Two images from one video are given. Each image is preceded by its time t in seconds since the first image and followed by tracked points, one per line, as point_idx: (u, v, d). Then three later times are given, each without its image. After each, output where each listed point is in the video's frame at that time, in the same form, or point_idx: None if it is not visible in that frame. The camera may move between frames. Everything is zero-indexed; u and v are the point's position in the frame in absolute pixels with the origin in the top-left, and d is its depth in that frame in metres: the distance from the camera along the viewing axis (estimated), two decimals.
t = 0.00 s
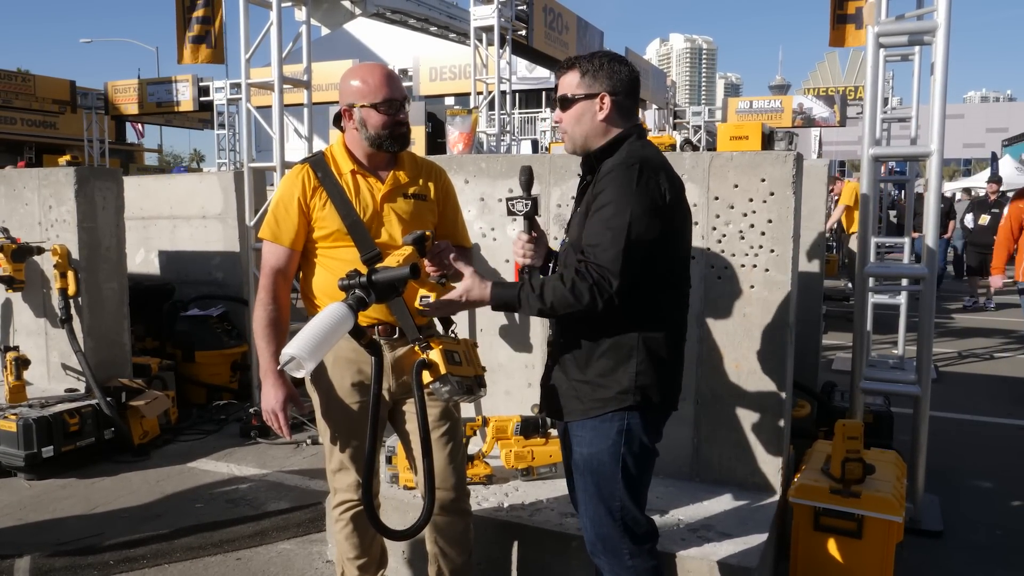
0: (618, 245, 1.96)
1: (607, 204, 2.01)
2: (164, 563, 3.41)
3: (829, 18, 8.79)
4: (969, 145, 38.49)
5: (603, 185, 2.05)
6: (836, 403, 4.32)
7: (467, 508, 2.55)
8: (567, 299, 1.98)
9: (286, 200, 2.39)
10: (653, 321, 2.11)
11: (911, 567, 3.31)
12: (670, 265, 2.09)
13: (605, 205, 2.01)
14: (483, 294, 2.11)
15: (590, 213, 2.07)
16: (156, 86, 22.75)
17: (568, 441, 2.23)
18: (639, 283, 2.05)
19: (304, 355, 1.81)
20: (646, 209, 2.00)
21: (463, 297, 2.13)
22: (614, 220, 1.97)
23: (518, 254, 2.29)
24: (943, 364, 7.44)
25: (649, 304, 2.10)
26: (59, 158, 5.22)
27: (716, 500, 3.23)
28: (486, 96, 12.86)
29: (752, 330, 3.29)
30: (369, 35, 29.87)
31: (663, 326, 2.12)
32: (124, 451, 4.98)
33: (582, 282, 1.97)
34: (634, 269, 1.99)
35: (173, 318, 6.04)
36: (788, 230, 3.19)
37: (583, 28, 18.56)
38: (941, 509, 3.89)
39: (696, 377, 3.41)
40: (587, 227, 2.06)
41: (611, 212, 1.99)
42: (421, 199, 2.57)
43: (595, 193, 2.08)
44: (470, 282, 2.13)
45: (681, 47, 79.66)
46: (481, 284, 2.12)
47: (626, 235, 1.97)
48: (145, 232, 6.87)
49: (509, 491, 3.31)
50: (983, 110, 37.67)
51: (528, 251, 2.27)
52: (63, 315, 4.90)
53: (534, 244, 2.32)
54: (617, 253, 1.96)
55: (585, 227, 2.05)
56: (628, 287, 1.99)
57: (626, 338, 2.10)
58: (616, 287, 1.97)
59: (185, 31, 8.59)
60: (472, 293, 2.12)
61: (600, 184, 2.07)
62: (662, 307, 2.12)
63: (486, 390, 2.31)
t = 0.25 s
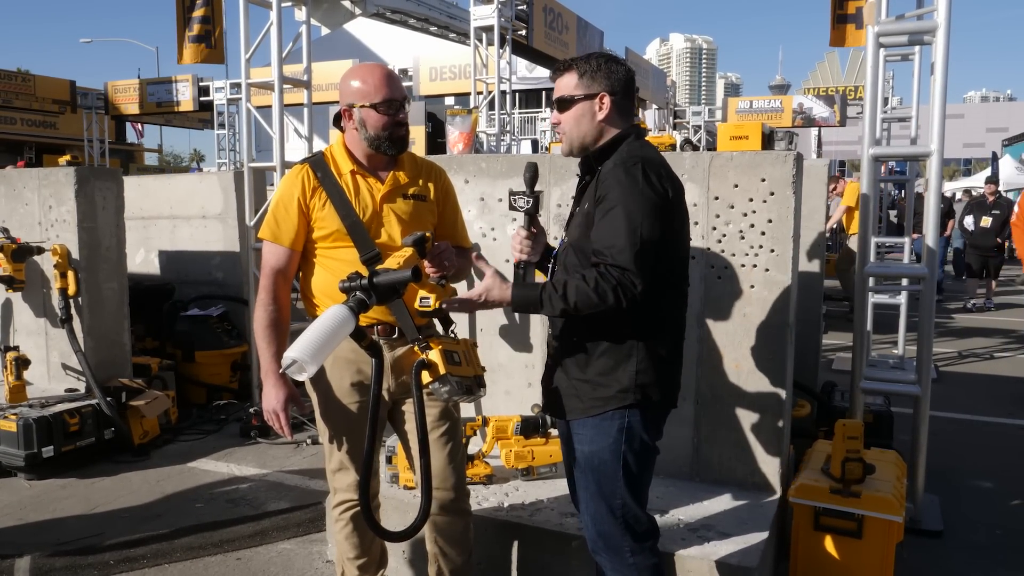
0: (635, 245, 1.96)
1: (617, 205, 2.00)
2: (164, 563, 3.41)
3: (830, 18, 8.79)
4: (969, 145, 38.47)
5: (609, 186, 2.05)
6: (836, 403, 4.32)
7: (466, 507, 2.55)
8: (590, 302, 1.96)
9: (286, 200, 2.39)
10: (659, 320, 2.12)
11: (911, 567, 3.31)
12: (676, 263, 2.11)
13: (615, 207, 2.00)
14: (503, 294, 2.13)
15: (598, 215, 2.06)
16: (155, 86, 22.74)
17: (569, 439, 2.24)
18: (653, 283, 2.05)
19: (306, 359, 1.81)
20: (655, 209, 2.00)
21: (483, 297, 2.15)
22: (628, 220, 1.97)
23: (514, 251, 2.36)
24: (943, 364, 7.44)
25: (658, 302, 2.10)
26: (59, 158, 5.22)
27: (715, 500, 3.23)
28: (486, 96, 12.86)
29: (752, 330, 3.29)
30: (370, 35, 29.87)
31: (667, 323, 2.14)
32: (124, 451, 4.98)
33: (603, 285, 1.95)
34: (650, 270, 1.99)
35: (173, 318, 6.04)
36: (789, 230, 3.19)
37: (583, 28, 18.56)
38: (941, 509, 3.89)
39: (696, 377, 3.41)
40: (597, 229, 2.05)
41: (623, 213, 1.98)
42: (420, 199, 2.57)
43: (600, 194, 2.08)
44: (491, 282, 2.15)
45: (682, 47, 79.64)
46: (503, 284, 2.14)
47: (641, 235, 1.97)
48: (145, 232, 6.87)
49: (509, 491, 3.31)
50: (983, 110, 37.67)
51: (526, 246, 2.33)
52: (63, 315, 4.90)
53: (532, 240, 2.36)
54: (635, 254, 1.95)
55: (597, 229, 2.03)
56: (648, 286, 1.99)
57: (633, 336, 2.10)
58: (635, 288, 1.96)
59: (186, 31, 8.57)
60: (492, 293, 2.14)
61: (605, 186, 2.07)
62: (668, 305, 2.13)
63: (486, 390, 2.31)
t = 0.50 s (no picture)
0: (647, 247, 1.96)
1: (624, 207, 2.00)
2: (164, 563, 3.41)
3: (831, 17, 8.78)
4: (969, 144, 38.47)
5: (614, 188, 2.04)
6: (836, 403, 4.32)
7: (466, 507, 2.55)
8: (605, 305, 1.95)
9: (285, 199, 2.39)
10: (665, 319, 2.12)
11: (911, 566, 3.31)
12: (681, 262, 2.12)
13: (623, 209, 2.00)
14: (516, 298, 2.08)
15: (605, 217, 2.05)
16: (155, 86, 22.71)
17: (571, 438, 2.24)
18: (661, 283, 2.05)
19: (305, 365, 1.79)
20: (662, 210, 2.01)
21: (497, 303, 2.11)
22: (637, 223, 1.96)
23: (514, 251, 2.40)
24: (943, 364, 7.44)
25: (664, 302, 2.11)
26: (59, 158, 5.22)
27: (716, 500, 3.23)
28: (486, 96, 12.85)
29: (752, 329, 3.28)
30: (370, 35, 29.86)
31: (671, 322, 2.14)
32: (124, 450, 4.98)
33: (617, 288, 1.94)
34: (661, 271, 2.00)
35: (173, 317, 6.04)
36: (789, 229, 3.19)
37: (583, 27, 18.57)
38: (941, 509, 3.89)
39: (696, 376, 3.41)
40: (605, 231, 2.04)
41: (631, 215, 1.98)
42: (420, 198, 2.57)
43: (606, 196, 2.07)
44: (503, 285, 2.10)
45: (682, 47, 79.64)
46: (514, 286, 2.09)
47: (651, 237, 1.97)
48: (145, 231, 6.87)
49: (510, 491, 3.31)
50: (983, 110, 37.67)
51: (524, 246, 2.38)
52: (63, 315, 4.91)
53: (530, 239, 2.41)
54: (647, 256, 1.95)
55: (604, 231, 2.03)
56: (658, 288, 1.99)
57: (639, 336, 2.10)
58: (648, 289, 1.96)
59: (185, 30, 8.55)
60: (505, 297, 2.09)
61: (610, 188, 2.06)
62: (673, 304, 2.14)
63: (485, 390, 2.31)
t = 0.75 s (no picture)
0: (655, 246, 1.96)
1: (631, 206, 2.00)
2: (164, 563, 3.41)
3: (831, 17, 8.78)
4: (969, 144, 38.47)
5: (620, 188, 2.05)
6: (836, 402, 4.32)
7: (466, 506, 2.55)
8: (615, 304, 1.95)
9: (285, 196, 2.39)
10: (670, 317, 2.12)
11: (911, 566, 3.31)
12: (685, 261, 2.12)
13: (630, 208, 2.00)
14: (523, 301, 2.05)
15: (612, 217, 2.05)
16: (155, 86, 22.69)
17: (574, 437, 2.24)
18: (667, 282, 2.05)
19: (298, 369, 1.74)
20: (668, 210, 2.02)
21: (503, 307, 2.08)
22: (645, 222, 1.96)
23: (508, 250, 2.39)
24: (943, 364, 7.44)
25: (669, 301, 2.11)
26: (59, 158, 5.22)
27: (715, 499, 3.23)
28: (486, 96, 12.85)
29: (752, 329, 3.28)
30: (370, 35, 29.85)
31: (675, 320, 2.15)
32: (124, 450, 4.98)
33: (627, 287, 1.94)
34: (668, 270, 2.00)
35: (173, 317, 6.04)
36: (789, 229, 3.19)
37: (583, 27, 18.57)
38: (941, 508, 3.89)
39: (696, 376, 3.41)
40: (612, 230, 2.04)
41: (639, 215, 1.98)
42: (421, 197, 2.57)
43: (610, 196, 2.07)
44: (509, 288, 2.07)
45: (681, 47, 79.64)
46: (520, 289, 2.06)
47: (659, 236, 1.97)
48: (144, 231, 6.87)
49: (510, 490, 3.31)
50: (983, 110, 37.68)
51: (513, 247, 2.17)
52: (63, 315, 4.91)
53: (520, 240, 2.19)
54: (655, 255, 1.95)
55: (610, 231, 2.03)
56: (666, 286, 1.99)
57: (644, 335, 2.10)
58: (657, 288, 1.96)
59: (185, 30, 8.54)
60: (512, 299, 2.06)
61: (616, 188, 2.06)
62: (677, 303, 2.14)
63: (483, 388, 2.31)
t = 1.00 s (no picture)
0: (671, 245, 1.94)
1: (644, 205, 1.98)
2: (164, 562, 3.42)
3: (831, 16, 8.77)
4: (969, 144, 38.45)
5: (631, 187, 2.03)
6: (836, 402, 4.31)
7: (464, 504, 2.55)
8: (634, 301, 1.92)
9: (287, 193, 2.37)
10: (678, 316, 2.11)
11: (911, 565, 3.31)
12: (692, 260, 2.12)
13: (643, 207, 1.98)
14: (573, 370, 2.02)
15: (623, 216, 2.04)
16: (155, 85, 22.65)
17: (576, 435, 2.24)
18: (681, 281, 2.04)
19: (293, 363, 1.80)
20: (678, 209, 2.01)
21: (562, 389, 2.04)
22: (660, 220, 1.94)
23: (484, 257, 2.49)
24: (943, 363, 7.43)
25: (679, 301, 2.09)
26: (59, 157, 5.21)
27: (714, 498, 3.23)
28: (486, 95, 12.84)
29: (752, 328, 3.28)
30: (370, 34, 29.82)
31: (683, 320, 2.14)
32: (124, 449, 4.98)
33: (646, 284, 1.91)
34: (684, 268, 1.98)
35: (174, 316, 6.04)
36: (789, 228, 3.19)
37: (584, 26, 18.55)
38: (941, 508, 3.89)
39: (696, 376, 3.41)
40: (624, 229, 2.02)
41: (652, 213, 1.97)
42: (421, 197, 2.57)
43: (621, 197, 2.06)
44: (560, 367, 2.05)
45: (682, 46, 79.61)
46: (569, 363, 2.03)
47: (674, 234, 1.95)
48: (145, 230, 6.87)
49: (510, 489, 3.31)
50: (983, 109, 37.68)
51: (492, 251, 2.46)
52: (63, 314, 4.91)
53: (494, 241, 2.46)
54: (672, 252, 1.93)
55: (625, 231, 2.01)
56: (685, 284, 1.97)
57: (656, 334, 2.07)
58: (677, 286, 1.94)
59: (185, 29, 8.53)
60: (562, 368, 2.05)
61: (625, 187, 2.05)
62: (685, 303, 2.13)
63: (480, 388, 2.31)
